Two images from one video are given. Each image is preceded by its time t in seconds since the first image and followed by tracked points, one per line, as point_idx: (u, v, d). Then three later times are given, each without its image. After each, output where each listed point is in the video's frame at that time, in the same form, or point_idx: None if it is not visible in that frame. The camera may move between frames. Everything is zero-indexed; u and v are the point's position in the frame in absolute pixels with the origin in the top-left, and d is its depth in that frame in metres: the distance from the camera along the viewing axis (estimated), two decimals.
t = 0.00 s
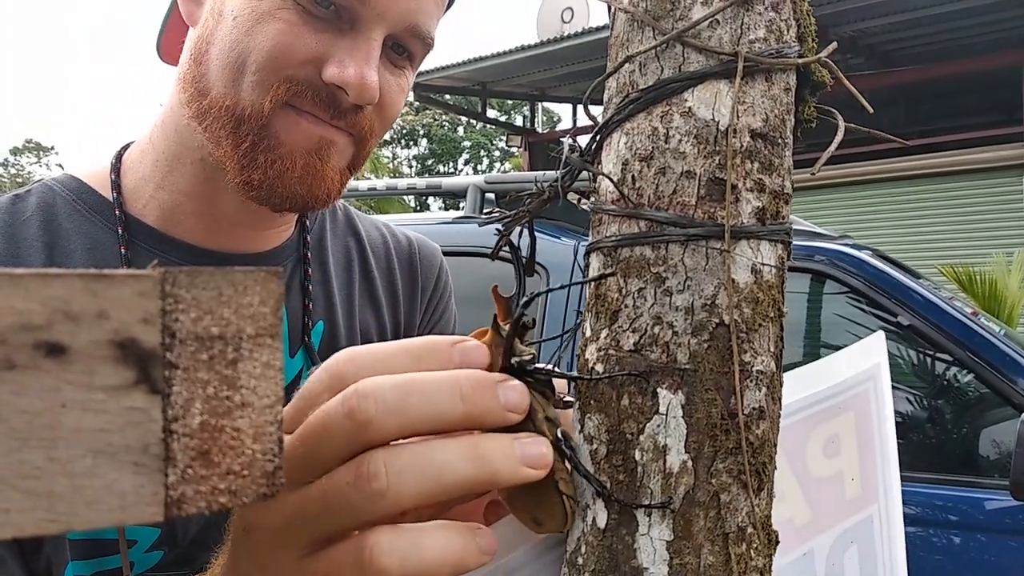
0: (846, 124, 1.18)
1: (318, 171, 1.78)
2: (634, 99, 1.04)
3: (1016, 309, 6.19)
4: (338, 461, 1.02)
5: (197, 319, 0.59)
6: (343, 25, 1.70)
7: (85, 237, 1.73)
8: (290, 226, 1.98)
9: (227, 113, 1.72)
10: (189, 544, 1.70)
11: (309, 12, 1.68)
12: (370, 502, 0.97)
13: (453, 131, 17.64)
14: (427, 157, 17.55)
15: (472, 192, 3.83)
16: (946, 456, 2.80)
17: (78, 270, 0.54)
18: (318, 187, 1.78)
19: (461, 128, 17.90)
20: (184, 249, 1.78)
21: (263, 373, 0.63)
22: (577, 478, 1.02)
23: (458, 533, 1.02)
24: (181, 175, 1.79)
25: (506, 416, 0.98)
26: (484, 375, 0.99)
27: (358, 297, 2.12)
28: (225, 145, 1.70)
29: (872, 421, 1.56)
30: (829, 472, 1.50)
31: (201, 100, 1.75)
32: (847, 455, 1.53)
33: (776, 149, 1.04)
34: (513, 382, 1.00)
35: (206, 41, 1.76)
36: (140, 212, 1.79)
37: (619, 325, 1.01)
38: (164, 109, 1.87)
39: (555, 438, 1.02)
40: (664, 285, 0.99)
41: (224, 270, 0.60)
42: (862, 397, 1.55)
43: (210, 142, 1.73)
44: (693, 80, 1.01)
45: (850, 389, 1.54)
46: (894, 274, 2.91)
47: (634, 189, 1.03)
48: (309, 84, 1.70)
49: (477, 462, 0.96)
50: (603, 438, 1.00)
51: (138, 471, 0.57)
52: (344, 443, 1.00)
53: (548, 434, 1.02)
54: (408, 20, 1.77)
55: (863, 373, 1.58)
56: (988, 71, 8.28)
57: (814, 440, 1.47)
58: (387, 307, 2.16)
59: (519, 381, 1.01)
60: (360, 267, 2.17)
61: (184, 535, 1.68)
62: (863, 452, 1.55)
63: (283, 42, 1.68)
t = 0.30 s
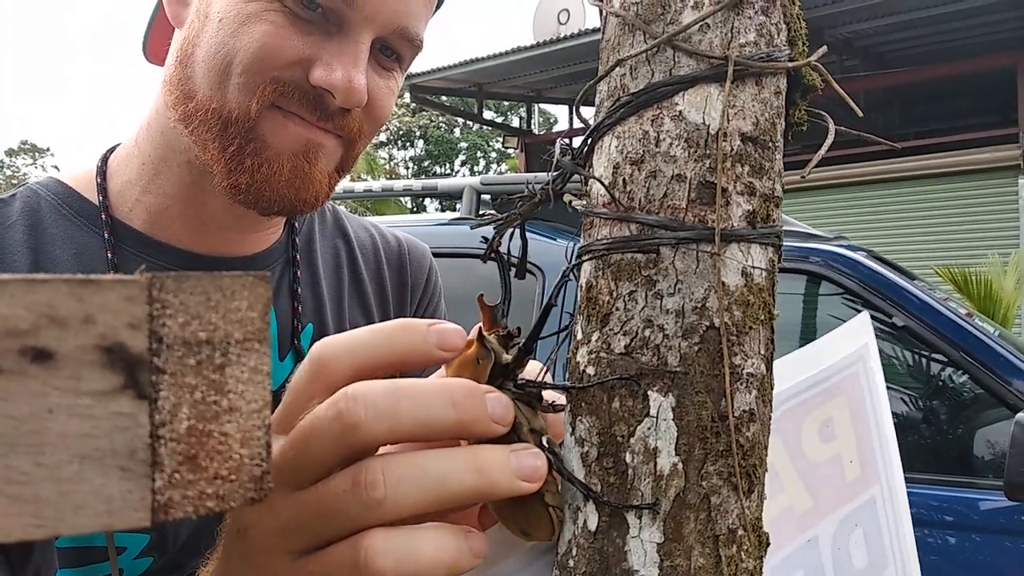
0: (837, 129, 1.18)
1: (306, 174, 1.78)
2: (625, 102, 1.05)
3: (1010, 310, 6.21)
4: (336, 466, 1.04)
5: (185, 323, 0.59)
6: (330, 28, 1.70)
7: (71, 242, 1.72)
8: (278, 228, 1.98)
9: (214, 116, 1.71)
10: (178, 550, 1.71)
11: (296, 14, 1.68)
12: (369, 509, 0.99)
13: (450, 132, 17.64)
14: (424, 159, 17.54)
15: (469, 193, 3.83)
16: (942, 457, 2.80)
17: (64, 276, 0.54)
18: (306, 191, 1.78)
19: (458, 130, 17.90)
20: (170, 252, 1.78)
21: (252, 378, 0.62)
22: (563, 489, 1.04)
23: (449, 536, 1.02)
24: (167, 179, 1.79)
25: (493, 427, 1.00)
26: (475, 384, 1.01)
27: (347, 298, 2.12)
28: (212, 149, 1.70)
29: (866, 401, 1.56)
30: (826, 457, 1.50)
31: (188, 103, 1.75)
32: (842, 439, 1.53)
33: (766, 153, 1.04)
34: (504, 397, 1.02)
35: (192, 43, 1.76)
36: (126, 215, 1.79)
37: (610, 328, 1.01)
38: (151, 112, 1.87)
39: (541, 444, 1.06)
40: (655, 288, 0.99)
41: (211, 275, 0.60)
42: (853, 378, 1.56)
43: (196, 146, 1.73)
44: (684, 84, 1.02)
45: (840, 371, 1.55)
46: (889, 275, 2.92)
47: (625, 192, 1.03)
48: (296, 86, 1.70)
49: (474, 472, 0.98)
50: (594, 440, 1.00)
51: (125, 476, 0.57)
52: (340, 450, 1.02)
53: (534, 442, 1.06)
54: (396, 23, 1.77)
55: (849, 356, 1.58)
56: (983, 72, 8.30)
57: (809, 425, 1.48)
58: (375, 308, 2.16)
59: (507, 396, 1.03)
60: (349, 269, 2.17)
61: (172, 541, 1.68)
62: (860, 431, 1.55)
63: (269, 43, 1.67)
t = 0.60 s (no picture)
0: (837, 120, 1.17)
1: (305, 167, 1.78)
2: (625, 95, 1.04)
3: (1014, 305, 6.19)
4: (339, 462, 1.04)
5: (183, 316, 0.59)
6: (326, 19, 1.71)
7: (73, 238, 1.72)
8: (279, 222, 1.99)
9: (211, 109, 1.71)
10: (187, 545, 1.71)
11: (291, 4, 1.68)
12: (371, 505, 1.00)
13: (452, 128, 17.63)
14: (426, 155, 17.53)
15: (469, 189, 3.83)
16: (945, 452, 2.80)
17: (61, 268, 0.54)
18: (306, 183, 1.77)
19: (461, 126, 17.89)
20: (172, 247, 1.78)
21: (249, 370, 0.63)
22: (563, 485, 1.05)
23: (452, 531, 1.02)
24: (167, 173, 1.79)
25: (494, 424, 1.00)
26: (476, 381, 1.01)
27: (352, 293, 2.12)
28: (210, 143, 1.70)
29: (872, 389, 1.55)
30: (830, 446, 1.51)
31: (184, 96, 1.75)
32: (849, 426, 1.53)
33: (766, 145, 1.04)
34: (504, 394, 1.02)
35: (188, 36, 1.75)
36: (127, 210, 1.79)
37: (610, 321, 1.01)
38: (149, 106, 1.87)
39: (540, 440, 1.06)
40: (655, 281, 0.99)
41: (209, 267, 0.60)
42: (858, 365, 1.56)
43: (195, 140, 1.73)
44: (683, 76, 1.01)
45: (845, 360, 1.55)
46: (892, 271, 2.91)
47: (625, 185, 1.03)
48: (292, 78, 1.70)
49: (476, 470, 0.98)
50: (594, 434, 1.00)
51: (123, 468, 0.57)
52: (344, 446, 1.02)
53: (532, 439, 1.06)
54: (392, 12, 1.78)
55: (861, 343, 1.58)
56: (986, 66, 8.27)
57: (813, 415, 1.49)
58: (378, 302, 2.16)
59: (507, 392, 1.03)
60: (351, 262, 2.17)
61: (181, 537, 1.69)
62: (867, 420, 1.55)
63: (265, 35, 1.67)
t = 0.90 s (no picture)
0: (838, 117, 1.17)
1: (309, 159, 1.77)
2: (626, 91, 1.04)
3: (1018, 303, 6.17)
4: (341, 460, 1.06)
5: (181, 312, 0.59)
6: (325, 9, 1.72)
7: (85, 236, 1.72)
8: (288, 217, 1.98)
9: (213, 105, 1.71)
10: (202, 538, 1.71)
11: None
12: (368, 502, 1.01)
13: (454, 126, 17.63)
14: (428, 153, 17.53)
15: (472, 187, 3.83)
16: (948, 450, 2.80)
17: (60, 263, 0.54)
18: (310, 175, 1.77)
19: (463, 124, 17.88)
20: (184, 244, 1.79)
21: (248, 366, 0.63)
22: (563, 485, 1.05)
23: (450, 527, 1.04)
24: (176, 170, 1.80)
25: (517, 412, 1.00)
26: (494, 374, 1.00)
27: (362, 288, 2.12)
28: (215, 139, 1.69)
29: (876, 375, 1.55)
30: (835, 433, 1.50)
31: (188, 92, 1.74)
32: (855, 413, 1.52)
33: (767, 142, 1.03)
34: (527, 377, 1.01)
35: (189, 32, 1.75)
36: (138, 207, 1.80)
37: (610, 318, 1.01)
38: (155, 104, 1.87)
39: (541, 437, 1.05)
40: (655, 278, 0.99)
41: (207, 263, 0.60)
42: (861, 352, 1.55)
43: (199, 135, 1.72)
44: (684, 73, 1.01)
45: (849, 348, 1.55)
46: (896, 269, 2.90)
47: (625, 182, 1.03)
48: (292, 70, 1.70)
49: (474, 468, 0.99)
50: (594, 430, 1.00)
51: (122, 464, 0.57)
52: (347, 444, 1.05)
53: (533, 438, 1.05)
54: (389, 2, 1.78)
55: (865, 330, 1.57)
56: (990, 64, 8.25)
57: (816, 403, 1.48)
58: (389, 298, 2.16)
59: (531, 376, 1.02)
60: (361, 257, 2.17)
61: (196, 530, 1.69)
62: (874, 406, 1.54)
63: (264, 28, 1.67)
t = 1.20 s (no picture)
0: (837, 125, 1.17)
1: (317, 160, 1.78)
2: (625, 99, 1.05)
3: (1015, 307, 6.18)
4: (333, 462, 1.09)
5: (187, 318, 0.60)
6: (331, 11, 1.72)
7: (101, 241, 1.72)
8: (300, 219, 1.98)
9: (222, 109, 1.71)
10: (218, 538, 1.71)
11: None
12: (360, 505, 1.04)
13: (453, 130, 17.65)
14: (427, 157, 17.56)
15: (471, 191, 3.84)
16: (946, 455, 2.80)
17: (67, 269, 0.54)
18: (320, 176, 1.79)
19: (462, 128, 17.90)
20: (197, 247, 1.78)
21: (253, 372, 0.64)
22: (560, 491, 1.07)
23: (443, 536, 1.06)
24: (189, 173, 1.79)
25: (501, 423, 1.01)
26: (483, 385, 1.02)
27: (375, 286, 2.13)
28: (224, 143, 1.71)
29: (877, 381, 1.56)
30: (838, 441, 1.51)
31: (197, 97, 1.75)
32: (858, 421, 1.53)
33: (765, 150, 1.04)
34: (512, 393, 1.02)
35: (198, 38, 1.76)
36: (151, 211, 1.80)
37: (610, 324, 1.02)
38: (167, 110, 1.87)
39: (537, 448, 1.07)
40: (655, 284, 0.99)
41: (213, 270, 0.60)
42: (861, 360, 1.56)
43: (209, 140, 1.73)
44: (683, 81, 1.02)
45: (849, 357, 1.55)
46: (894, 274, 2.91)
47: (625, 189, 1.03)
48: (299, 74, 1.71)
49: (463, 476, 1.01)
50: (594, 435, 1.01)
51: (128, 468, 0.58)
52: (341, 447, 1.08)
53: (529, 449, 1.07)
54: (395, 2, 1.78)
55: (865, 337, 1.58)
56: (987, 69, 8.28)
57: (818, 412, 1.49)
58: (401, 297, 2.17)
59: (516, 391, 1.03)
60: (374, 257, 2.18)
61: (214, 529, 1.70)
62: (874, 414, 1.55)
63: (269, 32, 1.68)
